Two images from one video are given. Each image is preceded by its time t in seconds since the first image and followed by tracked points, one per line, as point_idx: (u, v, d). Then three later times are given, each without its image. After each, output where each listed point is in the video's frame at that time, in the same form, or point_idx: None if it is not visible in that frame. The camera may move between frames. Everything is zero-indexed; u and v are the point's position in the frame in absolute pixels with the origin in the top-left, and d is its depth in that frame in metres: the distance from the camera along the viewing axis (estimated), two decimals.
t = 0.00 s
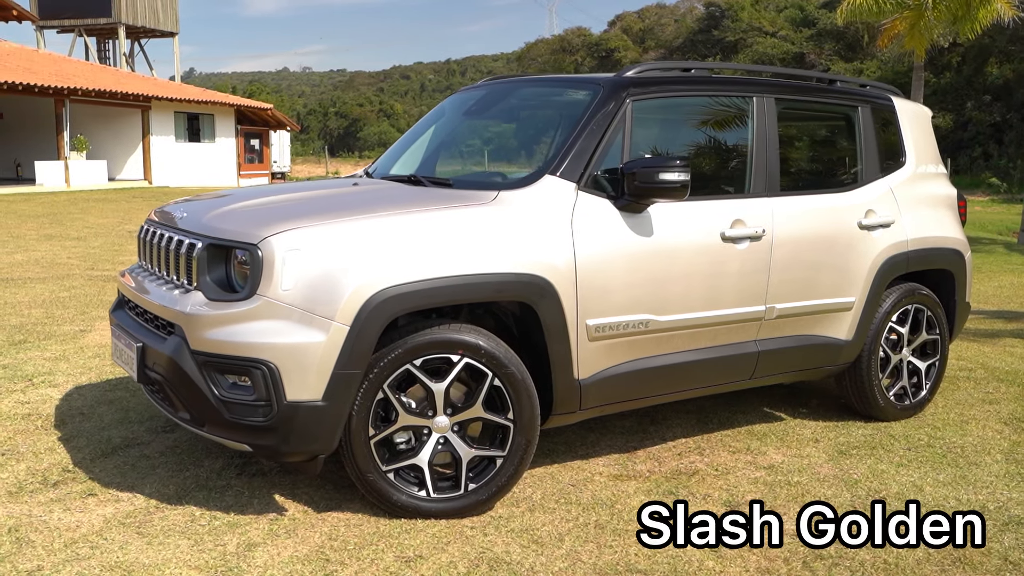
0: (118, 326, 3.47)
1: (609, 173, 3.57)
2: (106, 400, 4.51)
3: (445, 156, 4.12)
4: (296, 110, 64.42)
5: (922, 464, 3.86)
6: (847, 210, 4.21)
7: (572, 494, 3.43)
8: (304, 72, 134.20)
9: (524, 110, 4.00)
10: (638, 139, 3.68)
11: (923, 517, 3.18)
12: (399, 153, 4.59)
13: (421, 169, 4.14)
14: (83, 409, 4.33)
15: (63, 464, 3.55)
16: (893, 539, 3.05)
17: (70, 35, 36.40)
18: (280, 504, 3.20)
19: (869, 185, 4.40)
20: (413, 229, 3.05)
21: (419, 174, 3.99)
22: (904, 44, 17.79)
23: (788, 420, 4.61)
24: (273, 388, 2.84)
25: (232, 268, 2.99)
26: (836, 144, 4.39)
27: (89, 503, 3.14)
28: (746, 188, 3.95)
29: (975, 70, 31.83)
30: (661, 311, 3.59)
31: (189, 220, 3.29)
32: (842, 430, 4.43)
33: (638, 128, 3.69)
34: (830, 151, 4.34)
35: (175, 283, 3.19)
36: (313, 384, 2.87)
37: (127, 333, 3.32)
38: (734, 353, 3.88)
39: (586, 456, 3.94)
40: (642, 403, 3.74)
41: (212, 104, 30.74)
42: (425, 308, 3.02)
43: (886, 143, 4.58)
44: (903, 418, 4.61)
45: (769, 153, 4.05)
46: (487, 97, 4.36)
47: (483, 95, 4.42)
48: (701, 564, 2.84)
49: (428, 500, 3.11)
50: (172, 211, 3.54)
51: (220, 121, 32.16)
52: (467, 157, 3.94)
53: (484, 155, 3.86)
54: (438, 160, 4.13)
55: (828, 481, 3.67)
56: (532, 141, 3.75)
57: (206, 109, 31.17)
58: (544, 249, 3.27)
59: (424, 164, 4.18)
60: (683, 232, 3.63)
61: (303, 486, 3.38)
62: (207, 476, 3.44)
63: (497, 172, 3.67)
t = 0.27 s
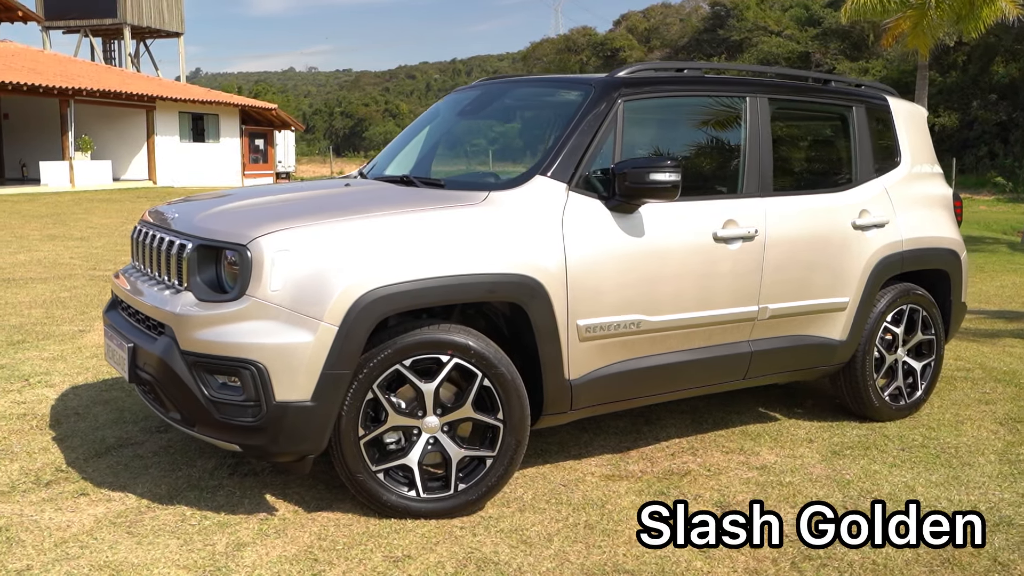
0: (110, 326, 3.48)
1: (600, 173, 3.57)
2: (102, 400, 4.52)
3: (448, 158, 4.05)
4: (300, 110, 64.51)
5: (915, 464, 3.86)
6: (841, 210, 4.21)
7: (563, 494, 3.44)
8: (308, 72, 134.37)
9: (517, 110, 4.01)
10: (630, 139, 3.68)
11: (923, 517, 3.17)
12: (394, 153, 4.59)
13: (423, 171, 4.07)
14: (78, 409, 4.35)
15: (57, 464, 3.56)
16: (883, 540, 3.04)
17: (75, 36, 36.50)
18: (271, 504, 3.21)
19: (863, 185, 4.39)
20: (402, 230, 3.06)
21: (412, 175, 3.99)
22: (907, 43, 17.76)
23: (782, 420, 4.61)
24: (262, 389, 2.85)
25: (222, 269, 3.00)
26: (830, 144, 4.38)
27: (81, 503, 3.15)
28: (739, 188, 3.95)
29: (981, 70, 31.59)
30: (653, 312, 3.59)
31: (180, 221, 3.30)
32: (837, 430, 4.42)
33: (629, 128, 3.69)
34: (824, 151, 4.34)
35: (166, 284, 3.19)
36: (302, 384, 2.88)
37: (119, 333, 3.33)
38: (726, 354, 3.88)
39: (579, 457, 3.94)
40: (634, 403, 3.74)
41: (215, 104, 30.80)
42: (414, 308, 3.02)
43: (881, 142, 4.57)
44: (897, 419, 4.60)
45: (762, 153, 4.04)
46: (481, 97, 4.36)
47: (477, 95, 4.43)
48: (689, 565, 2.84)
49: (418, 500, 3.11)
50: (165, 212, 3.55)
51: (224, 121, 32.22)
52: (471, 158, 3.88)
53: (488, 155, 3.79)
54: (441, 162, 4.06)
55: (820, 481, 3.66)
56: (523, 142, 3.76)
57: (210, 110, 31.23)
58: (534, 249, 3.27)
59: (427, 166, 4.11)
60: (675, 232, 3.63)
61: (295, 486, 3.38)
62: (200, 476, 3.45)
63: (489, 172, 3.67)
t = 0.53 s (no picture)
0: (102, 326, 3.48)
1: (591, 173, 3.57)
2: (96, 399, 4.53)
3: (452, 156, 3.98)
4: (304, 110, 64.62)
5: (908, 464, 3.85)
6: (834, 210, 4.20)
7: (553, 494, 3.44)
8: (313, 71, 134.50)
9: (508, 111, 4.01)
10: (621, 139, 3.68)
11: (935, 517, 3.18)
12: (387, 153, 4.60)
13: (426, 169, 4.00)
14: (72, 408, 4.36)
15: (48, 463, 3.57)
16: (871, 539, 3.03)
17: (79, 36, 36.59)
18: (260, 503, 3.21)
19: (857, 185, 4.38)
20: (391, 230, 3.06)
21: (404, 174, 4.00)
22: (910, 42, 17.72)
23: (776, 420, 4.60)
24: (250, 388, 2.86)
25: (211, 268, 3.00)
26: (824, 143, 4.37)
27: (71, 502, 3.16)
28: (731, 188, 3.95)
29: (987, 69, 31.59)
30: (643, 312, 3.59)
31: (171, 221, 3.30)
32: (831, 430, 4.42)
33: (620, 128, 3.69)
34: (818, 151, 4.33)
35: (156, 283, 3.20)
36: (290, 384, 2.89)
37: (110, 332, 3.34)
38: (718, 353, 3.88)
39: (571, 456, 3.94)
40: (625, 403, 3.74)
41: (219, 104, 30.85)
42: (402, 308, 3.03)
43: (875, 142, 4.56)
44: (892, 419, 4.59)
45: (754, 153, 4.04)
46: (474, 97, 4.36)
47: (470, 95, 4.43)
48: (675, 565, 2.84)
49: (406, 499, 3.12)
50: (157, 212, 3.56)
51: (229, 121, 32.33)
52: (475, 157, 3.82)
53: (493, 154, 3.74)
54: (444, 160, 3.99)
55: (811, 481, 3.66)
56: (514, 141, 3.76)
57: (214, 110, 31.28)
58: (523, 249, 3.27)
59: (429, 163, 4.04)
60: (666, 232, 3.63)
61: (285, 485, 3.39)
62: (191, 475, 3.46)
63: (480, 172, 3.67)
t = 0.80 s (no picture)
0: (97, 324, 3.50)
1: (585, 173, 3.58)
2: (94, 397, 4.55)
3: (457, 156, 3.93)
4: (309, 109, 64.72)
5: (902, 465, 3.84)
6: (829, 210, 4.20)
7: (546, 493, 3.45)
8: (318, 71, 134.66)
9: (504, 110, 4.02)
10: (615, 139, 3.69)
11: (952, 517, 3.22)
12: (384, 153, 4.61)
13: (430, 169, 3.95)
14: (70, 406, 4.38)
15: (44, 461, 3.59)
16: (862, 539, 3.03)
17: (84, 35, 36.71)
18: (253, 501, 3.22)
19: (853, 185, 4.38)
20: (383, 229, 3.07)
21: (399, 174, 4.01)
22: (915, 42, 17.68)
23: (772, 420, 4.60)
24: (241, 387, 2.87)
25: (203, 267, 3.01)
26: (820, 143, 4.37)
27: (65, 499, 3.18)
28: (725, 188, 3.95)
29: (993, 69, 31.33)
30: (637, 311, 3.59)
31: (165, 220, 3.32)
32: (826, 431, 4.41)
33: (613, 128, 3.69)
34: (814, 151, 4.33)
35: (150, 282, 3.22)
36: (281, 382, 2.90)
37: (104, 331, 3.35)
38: (712, 354, 3.88)
39: (566, 456, 3.95)
40: (618, 403, 3.75)
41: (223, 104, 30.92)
42: (394, 307, 3.04)
43: (872, 142, 4.56)
44: (888, 419, 4.58)
45: (749, 153, 4.04)
46: (470, 97, 4.37)
47: (466, 95, 4.44)
48: (665, 564, 2.84)
49: (398, 498, 3.13)
50: (152, 211, 3.58)
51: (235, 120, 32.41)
52: (482, 157, 3.79)
53: (499, 154, 3.71)
54: (449, 159, 3.94)
55: (805, 481, 3.66)
56: (509, 141, 3.77)
57: (219, 109, 31.34)
58: (515, 249, 3.28)
59: (434, 163, 3.99)
60: (660, 232, 3.63)
61: (279, 484, 3.40)
62: (185, 473, 3.47)
63: (474, 172, 3.68)
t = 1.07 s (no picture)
0: (98, 324, 3.53)
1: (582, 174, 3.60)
2: (97, 396, 4.59)
3: (465, 156, 3.92)
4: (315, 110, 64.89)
5: (899, 465, 3.85)
6: (827, 211, 4.21)
7: (542, 492, 3.47)
8: (326, 71, 134.91)
9: (503, 111, 4.04)
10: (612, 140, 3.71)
11: (947, 517, 3.23)
12: (384, 153, 4.64)
13: (438, 169, 3.94)
14: (73, 405, 4.42)
15: (46, 459, 3.63)
16: (855, 538, 3.05)
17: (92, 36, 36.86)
18: (252, 499, 3.25)
19: (851, 186, 4.39)
20: (380, 229, 3.09)
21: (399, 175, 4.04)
22: (920, 42, 17.64)
23: (771, 420, 4.61)
24: (239, 385, 2.90)
25: (202, 267, 3.04)
26: (818, 144, 4.38)
27: (66, 497, 3.22)
28: (723, 188, 3.97)
29: (1002, 69, 31.03)
30: (633, 312, 3.61)
31: (166, 220, 3.35)
32: (824, 431, 4.42)
33: (611, 129, 3.71)
34: (812, 152, 4.34)
35: (151, 282, 3.25)
36: (279, 381, 2.93)
37: (105, 330, 3.39)
38: (709, 353, 3.90)
39: (563, 455, 3.97)
40: (615, 402, 3.77)
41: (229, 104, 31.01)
42: (391, 307, 3.06)
43: (870, 143, 4.57)
44: (886, 419, 4.59)
45: (747, 154, 4.06)
46: (469, 98, 4.40)
47: (465, 96, 4.46)
48: (658, 562, 2.86)
49: (395, 496, 3.15)
50: (153, 212, 3.61)
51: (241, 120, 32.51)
52: (481, 158, 3.81)
53: (507, 154, 3.70)
54: (456, 160, 3.93)
55: (801, 481, 3.67)
56: (507, 142, 3.79)
57: (226, 109, 31.44)
58: (512, 249, 3.30)
59: (441, 163, 3.98)
60: (657, 233, 3.65)
61: (277, 482, 3.43)
62: (185, 471, 3.50)
63: (472, 172, 3.71)
